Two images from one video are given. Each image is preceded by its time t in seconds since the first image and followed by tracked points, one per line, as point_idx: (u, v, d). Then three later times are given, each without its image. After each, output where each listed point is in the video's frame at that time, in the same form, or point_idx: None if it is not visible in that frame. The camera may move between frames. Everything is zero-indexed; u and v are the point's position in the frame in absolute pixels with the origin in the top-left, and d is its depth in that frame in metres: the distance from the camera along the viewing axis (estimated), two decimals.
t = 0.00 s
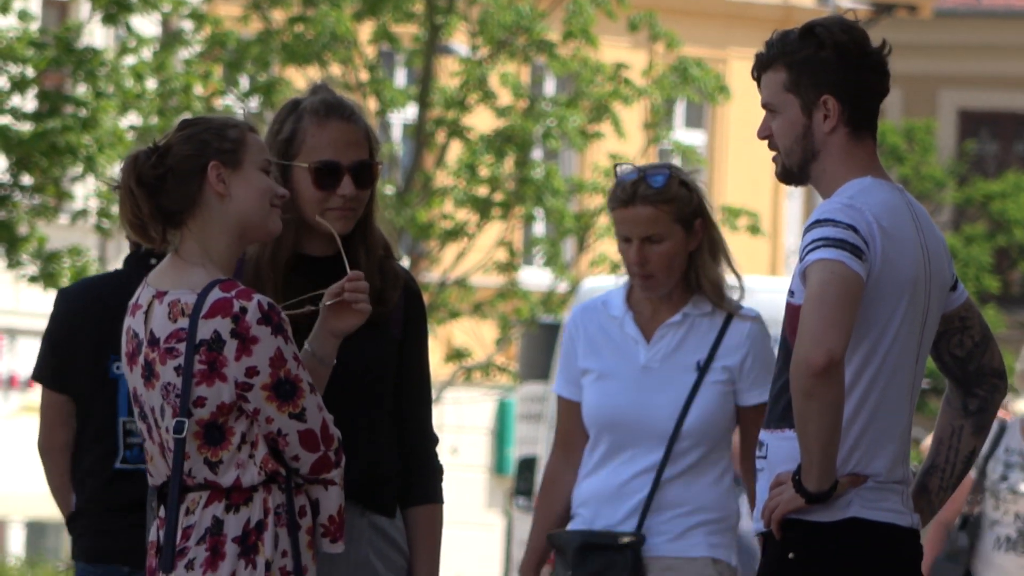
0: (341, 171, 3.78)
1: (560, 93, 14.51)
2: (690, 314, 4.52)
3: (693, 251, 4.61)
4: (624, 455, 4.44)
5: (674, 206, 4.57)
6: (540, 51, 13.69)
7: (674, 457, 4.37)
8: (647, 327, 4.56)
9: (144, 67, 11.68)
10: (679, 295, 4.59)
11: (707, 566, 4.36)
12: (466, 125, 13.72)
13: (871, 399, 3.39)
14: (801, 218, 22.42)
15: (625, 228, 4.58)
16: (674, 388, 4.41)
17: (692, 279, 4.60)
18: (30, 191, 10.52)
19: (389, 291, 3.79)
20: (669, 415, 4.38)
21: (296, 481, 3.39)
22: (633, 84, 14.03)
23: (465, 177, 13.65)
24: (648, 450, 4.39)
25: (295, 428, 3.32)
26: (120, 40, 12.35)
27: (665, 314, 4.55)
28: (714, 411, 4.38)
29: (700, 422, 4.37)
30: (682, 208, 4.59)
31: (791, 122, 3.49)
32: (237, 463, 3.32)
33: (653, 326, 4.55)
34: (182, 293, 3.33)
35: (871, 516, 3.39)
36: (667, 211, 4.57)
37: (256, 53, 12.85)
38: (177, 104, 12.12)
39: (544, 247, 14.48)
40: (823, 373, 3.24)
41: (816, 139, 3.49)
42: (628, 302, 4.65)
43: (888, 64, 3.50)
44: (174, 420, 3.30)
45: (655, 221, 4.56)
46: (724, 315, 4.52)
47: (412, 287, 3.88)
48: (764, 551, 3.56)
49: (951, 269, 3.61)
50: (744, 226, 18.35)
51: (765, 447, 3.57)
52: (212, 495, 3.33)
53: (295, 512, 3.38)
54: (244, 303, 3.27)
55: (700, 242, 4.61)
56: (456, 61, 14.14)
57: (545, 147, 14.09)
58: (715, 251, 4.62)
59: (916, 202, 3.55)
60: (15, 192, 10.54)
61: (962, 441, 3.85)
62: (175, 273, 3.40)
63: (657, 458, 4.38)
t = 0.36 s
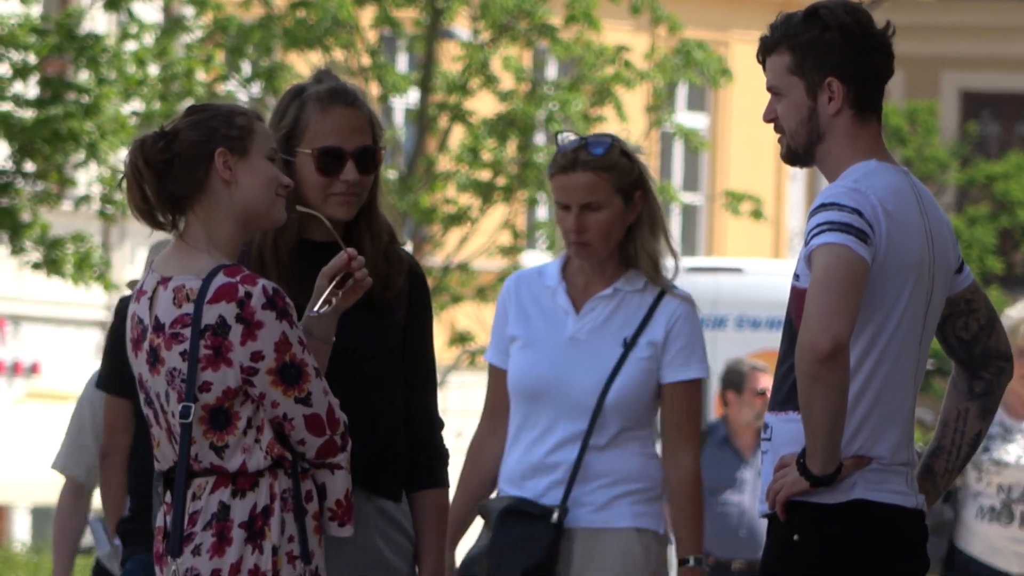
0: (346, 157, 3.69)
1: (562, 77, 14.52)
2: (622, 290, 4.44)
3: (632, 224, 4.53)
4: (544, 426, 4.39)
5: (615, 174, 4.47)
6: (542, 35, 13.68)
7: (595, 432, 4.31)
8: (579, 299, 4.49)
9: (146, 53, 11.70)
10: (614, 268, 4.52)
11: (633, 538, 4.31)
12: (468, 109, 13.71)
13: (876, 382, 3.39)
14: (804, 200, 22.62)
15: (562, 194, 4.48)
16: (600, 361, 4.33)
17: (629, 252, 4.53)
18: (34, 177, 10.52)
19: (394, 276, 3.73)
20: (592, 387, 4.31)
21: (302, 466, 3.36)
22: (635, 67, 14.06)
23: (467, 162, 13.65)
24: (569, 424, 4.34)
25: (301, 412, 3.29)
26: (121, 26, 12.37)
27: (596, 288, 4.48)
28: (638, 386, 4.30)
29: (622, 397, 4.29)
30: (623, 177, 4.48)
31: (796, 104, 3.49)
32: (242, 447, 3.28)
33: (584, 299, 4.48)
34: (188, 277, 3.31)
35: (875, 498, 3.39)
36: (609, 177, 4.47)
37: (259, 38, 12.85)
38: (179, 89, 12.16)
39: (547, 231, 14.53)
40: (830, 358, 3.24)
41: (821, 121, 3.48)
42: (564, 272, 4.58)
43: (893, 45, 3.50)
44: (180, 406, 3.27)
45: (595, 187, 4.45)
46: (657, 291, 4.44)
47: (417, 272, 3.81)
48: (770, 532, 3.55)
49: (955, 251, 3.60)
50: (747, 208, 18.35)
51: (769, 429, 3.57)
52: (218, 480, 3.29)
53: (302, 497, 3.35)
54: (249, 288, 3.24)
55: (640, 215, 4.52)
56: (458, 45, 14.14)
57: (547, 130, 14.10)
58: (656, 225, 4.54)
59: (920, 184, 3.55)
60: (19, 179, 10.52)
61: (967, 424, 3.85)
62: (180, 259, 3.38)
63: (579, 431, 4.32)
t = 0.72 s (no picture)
0: (350, 150, 3.66)
1: (567, 69, 14.52)
2: (537, 291, 4.64)
3: (544, 219, 4.76)
4: (467, 432, 4.52)
5: (519, 166, 4.70)
6: (547, 26, 13.65)
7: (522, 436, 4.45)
8: (493, 304, 4.69)
9: (151, 45, 11.70)
10: (528, 267, 4.74)
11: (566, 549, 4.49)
12: (474, 101, 13.69)
13: (882, 375, 3.39)
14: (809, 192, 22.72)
15: (470, 193, 4.72)
16: (520, 363, 4.52)
17: (546, 247, 4.77)
18: (39, 170, 10.50)
19: (401, 269, 3.69)
20: (516, 393, 4.47)
21: (308, 458, 3.34)
22: (640, 59, 14.06)
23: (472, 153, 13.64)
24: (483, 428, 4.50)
25: (306, 404, 3.27)
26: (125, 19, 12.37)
27: (511, 292, 4.68)
28: (560, 387, 4.49)
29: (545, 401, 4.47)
30: (527, 170, 4.72)
31: (805, 97, 3.48)
32: (248, 439, 3.27)
33: (498, 303, 4.68)
34: (193, 270, 3.29)
35: (881, 490, 3.39)
36: (514, 170, 4.71)
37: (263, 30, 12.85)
38: (184, 82, 12.18)
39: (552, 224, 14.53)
40: (837, 349, 3.24)
41: (829, 114, 3.47)
42: (473, 279, 4.79)
43: (901, 38, 3.50)
44: (185, 398, 3.26)
45: (500, 181, 4.69)
46: (570, 289, 4.66)
47: (423, 264, 3.78)
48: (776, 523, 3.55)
49: (963, 245, 3.59)
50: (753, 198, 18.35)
51: (777, 421, 3.56)
52: (224, 472, 3.28)
53: (307, 490, 3.34)
54: (254, 280, 3.22)
55: (550, 210, 4.76)
56: (463, 38, 14.14)
57: (552, 122, 14.13)
58: (568, 215, 4.76)
59: (929, 176, 3.55)
60: (24, 171, 10.51)
61: (976, 418, 3.84)
62: (185, 251, 3.36)
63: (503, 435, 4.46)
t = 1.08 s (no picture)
0: (357, 152, 3.64)
1: (576, 71, 14.53)
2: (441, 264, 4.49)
3: (446, 189, 4.57)
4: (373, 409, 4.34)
5: (427, 132, 4.50)
6: (557, 29, 13.65)
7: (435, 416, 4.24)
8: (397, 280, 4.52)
9: (161, 47, 11.70)
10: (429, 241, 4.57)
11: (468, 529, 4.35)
12: (484, 103, 13.67)
13: (893, 377, 3.38)
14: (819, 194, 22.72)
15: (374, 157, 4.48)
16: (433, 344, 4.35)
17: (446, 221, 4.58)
18: (48, 172, 10.47)
19: (409, 271, 3.66)
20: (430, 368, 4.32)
21: (317, 459, 3.33)
22: (650, 62, 14.07)
23: (482, 155, 13.65)
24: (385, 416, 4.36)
25: (315, 406, 3.27)
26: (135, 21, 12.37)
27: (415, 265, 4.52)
28: (474, 373, 4.35)
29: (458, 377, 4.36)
30: (433, 136, 4.51)
31: (816, 99, 3.47)
32: (257, 441, 3.25)
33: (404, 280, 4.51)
34: (201, 272, 3.28)
35: (892, 492, 3.38)
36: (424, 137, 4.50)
37: (274, 32, 12.86)
38: (194, 84, 12.17)
39: (561, 225, 14.53)
40: (848, 352, 3.23)
41: (840, 116, 3.46)
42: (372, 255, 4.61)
43: (913, 40, 3.49)
44: (194, 400, 3.25)
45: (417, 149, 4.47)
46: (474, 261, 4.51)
47: (432, 266, 3.76)
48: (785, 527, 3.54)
49: (974, 248, 3.58)
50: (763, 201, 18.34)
51: (788, 423, 3.55)
52: (233, 474, 3.26)
53: (316, 491, 3.32)
54: (262, 282, 3.22)
55: (453, 179, 4.57)
56: (473, 40, 14.15)
57: (563, 124, 14.14)
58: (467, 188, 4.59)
59: (940, 179, 3.53)
60: (33, 173, 10.49)
61: (987, 421, 3.83)
62: (193, 253, 3.35)
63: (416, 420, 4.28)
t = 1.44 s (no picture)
0: (357, 160, 3.63)
1: (580, 78, 14.54)
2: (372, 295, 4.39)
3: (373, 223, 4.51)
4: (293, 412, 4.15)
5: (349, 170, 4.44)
6: (561, 36, 13.67)
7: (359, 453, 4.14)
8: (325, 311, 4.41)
9: (165, 55, 11.71)
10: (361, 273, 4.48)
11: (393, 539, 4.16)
12: (487, 111, 13.69)
13: (897, 383, 3.37)
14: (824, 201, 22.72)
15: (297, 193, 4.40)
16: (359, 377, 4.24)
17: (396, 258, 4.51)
18: (53, 180, 10.46)
19: (413, 278, 3.65)
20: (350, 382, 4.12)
21: (319, 466, 3.32)
22: (653, 68, 14.08)
23: (486, 163, 13.66)
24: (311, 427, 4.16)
25: (319, 411, 3.24)
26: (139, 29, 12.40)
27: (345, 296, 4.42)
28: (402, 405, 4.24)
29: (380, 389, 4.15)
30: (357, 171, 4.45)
31: (819, 105, 3.48)
32: (260, 446, 3.25)
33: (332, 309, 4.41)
34: (205, 278, 3.29)
35: (895, 499, 3.37)
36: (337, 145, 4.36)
37: (277, 40, 12.90)
38: (198, 92, 12.20)
39: (566, 232, 14.55)
40: (853, 359, 3.22)
41: (843, 122, 3.47)
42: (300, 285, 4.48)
43: (916, 46, 3.49)
44: (198, 405, 3.25)
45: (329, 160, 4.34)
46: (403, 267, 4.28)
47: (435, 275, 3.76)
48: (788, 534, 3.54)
49: (977, 255, 3.59)
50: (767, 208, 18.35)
51: (790, 429, 3.55)
52: (235, 480, 3.27)
53: (319, 498, 3.32)
54: (267, 287, 3.22)
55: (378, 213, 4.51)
56: (477, 47, 14.17)
57: (567, 131, 14.16)
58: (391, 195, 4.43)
59: (943, 186, 3.53)
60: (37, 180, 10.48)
61: (990, 428, 3.81)
62: (196, 260, 3.35)
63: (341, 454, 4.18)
